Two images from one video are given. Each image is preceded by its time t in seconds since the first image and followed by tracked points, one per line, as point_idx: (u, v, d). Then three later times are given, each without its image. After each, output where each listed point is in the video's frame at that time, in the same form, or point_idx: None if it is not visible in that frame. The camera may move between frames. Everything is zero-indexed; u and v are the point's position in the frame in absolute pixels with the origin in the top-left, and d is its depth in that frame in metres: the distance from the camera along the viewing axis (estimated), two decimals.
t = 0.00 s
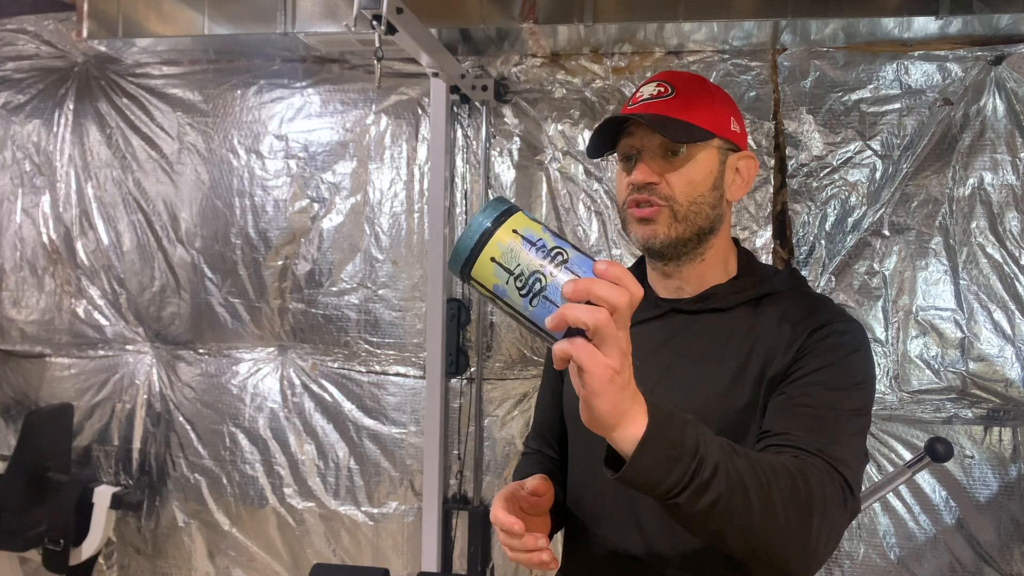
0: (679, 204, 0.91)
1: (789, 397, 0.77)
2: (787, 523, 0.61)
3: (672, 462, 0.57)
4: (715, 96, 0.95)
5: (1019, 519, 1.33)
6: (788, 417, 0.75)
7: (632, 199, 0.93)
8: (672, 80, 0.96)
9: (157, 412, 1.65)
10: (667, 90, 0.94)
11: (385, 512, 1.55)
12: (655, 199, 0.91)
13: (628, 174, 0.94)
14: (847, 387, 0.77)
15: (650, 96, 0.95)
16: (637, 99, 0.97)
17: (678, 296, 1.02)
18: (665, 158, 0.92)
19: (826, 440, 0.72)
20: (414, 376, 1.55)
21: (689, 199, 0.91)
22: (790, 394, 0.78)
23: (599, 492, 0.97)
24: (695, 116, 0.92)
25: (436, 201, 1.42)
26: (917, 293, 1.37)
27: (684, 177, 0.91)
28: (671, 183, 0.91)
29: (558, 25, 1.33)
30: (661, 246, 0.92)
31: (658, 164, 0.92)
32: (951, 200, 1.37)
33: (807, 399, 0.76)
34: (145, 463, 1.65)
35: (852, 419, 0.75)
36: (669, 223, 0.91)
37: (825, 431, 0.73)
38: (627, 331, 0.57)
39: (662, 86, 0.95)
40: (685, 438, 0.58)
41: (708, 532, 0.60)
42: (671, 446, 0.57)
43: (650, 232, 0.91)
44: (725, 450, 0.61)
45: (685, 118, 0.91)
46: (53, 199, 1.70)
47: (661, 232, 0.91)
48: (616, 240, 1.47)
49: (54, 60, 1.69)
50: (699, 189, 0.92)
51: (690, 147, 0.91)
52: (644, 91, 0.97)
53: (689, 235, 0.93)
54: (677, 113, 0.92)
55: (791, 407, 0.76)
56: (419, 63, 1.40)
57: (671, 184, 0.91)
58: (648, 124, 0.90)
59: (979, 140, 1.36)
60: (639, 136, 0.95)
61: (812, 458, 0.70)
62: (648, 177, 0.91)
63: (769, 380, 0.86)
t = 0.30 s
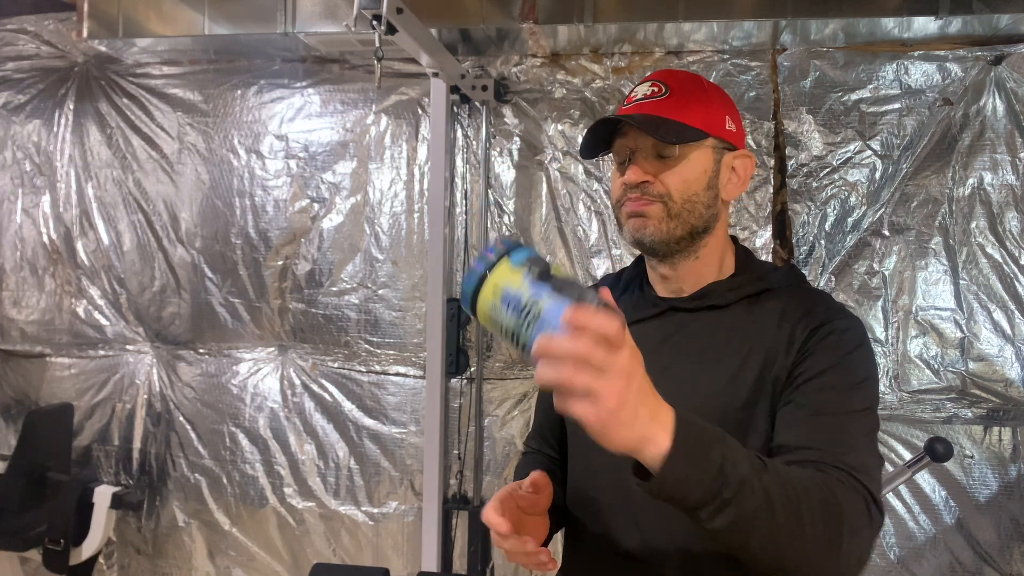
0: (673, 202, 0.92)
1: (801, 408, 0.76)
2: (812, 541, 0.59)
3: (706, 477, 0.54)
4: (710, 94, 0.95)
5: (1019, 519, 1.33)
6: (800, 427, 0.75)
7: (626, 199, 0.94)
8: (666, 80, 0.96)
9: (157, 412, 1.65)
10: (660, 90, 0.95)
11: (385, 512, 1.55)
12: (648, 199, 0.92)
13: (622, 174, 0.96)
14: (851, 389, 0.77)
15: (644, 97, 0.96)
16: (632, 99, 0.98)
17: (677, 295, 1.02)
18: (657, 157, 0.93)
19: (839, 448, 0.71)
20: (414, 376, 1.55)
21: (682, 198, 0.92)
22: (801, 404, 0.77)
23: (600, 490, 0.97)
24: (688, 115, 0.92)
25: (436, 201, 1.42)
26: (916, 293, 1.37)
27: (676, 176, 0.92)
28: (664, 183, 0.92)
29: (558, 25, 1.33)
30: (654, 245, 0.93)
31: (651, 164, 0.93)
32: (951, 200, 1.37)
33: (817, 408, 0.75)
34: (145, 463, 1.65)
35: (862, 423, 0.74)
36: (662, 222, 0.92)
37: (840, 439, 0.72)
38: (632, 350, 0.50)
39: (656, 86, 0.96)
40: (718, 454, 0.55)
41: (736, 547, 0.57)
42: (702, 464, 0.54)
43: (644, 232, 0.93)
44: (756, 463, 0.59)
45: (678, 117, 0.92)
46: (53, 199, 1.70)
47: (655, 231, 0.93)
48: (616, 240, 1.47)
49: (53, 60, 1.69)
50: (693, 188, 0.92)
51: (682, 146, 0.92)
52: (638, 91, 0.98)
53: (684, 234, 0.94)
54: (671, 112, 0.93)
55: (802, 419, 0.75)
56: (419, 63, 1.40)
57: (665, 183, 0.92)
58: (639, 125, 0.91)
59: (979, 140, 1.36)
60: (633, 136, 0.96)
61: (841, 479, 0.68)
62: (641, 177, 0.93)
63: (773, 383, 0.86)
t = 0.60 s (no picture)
0: (668, 205, 0.87)
1: (836, 444, 0.76)
2: None
3: None
4: (715, 93, 0.91)
5: (1019, 518, 1.33)
6: (841, 466, 0.76)
7: (621, 197, 0.89)
8: (672, 75, 0.93)
9: (157, 412, 1.65)
10: (665, 85, 0.91)
11: (385, 512, 1.55)
12: (644, 198, 0.87)
13: (619, 169, 0.91)
14: (874, 403, 0.75)
15: (648, 90, 0.92)
16: (636, 92, 0.94)
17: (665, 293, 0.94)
18: (657, 155, 0.88)
19: (887, 485, 0.74)
20: (414, 376, 1.55)
21: (680, 200, 0.87)
22: (832, 436, 0.76)
23: (595, 502, 0.91)
24: (690, 113, 0.88)
25: (436, 201, 1.42)
26: (916, 293, 1.37)
27: (675, 177, 0.87)
28: (661, 183, 0.87)
29: (558, 25, 1.33)
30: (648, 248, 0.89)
31: (650, 162, 0.88)
32: (951, 200, 1.37)
33: (851, 439, 0.75)
34: (145, 463, 1.65)
35: (903, 442, 0.74)
36: (658, 225, 0.88)
37: (889, 476, 0.74)
38: None
39: (661, 80, 0.92)
40: None
41: None
42: None
43: (637, 234, 0.88)
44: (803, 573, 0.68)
45: (679, 115, 0.88)
46: (53, 199, 1.70)
47: (648, 233, 0.88)
48: (616, 240, 1.47)
49: (54, 60, 1.69)
50: (691, 190, 0.87)
51: (684, 146, 0.87)
52: (643, 84, 0.94)
53: (680, 238, 0.89)
54: (672, 109, 0.89)
55: (840, 455, 0.76)
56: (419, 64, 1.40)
57: (661, 184, 0.87)
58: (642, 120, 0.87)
59: (979, 140, 1.36)
60: (634, 130, 0.92)
61: (899, 521, 0.73)
62: (639, 174, 0.88)
63: (780, 389, 0.81)
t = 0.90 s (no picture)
0: (705, 203, 0.87)
1: (857, 433, 0.77)
2: None
3: None
4: (758, 93, 0.91)
5: (1018, 518, 1.33)
6: (863, 454, 0.77)
7: (658, 187, 0.88)
8: (720, 65, 0.90)
9: (157, 412, 1.65)
10: (714, 75, 0.89)
11: (385, 512, 1.56)
12: (682, 192, 0.87)
13: (656, 158, 0.89)
14: (892, 388, 0.76)
15: (696, 78, 0.89)
16: (681, 77, 0.90)
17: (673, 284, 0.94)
18: (700, 148, 0.88)
19: (906, 471, 0.76)
20: (414, 375, 1.55)
21: (716, 199, 0.88)
22: (853, 426, 0.77)
23: (604, 498, 0.89)
24: (735, 112, 0.87)
25: (436, 201, 1.42)
26: (916, 293, 1.37)
27: (716, 175, 0.87)
28: (701, 179, 0.87)
29: (558, 25, 1.33)
30: (678, 244, 0.88)
31: (692, 155, 0.88)
32: (951, 200, 1.37)
33: (871, 428, 0.77)
34: (145, 463, 1.65)
35: (919, 425, 0.77)
36: (692, 222, 0.87)
37: (908, 462, 0.76)
38: None
39: (710, 70, 0.89)
40: None
41: None
42: None
43: (668, 227, 0.88)
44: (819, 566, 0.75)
45: (726, 111, 0.87)
46: (53, 199, 1.70)
47: (680, 229, 0.87)
48: (616, 240, 1.47)
49: (53, 60, 1.69)
50: (729, 190, 0.88)
51: (728, 143, 0.87)
52: (690, 69, 0.90)
53: (710, 237, 0.89)
54: (720, 103, 0.87)
55: (860, 444, 0.77)
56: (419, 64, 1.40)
57: (700, 181, 0.87)
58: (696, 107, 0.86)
59: (979, 140, 1.36)
60: (676, 118, 0.90)
61: (919, 505, 0.75)
62: (680, 166, 0.87)
63: (797, 379, 0.81)
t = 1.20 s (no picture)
0: (739, 187, 0.85)
1: (870, 457, 0.76)
2: None
3: None
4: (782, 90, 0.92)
5: (1018, 518, 1.33)
6: (884, 480, 0.75)
7: (687, 172, 0.87)
8: (746, 59, 0.92)
9: (157, 412, 1.65)
10: (743, 66, 0.90)
11: (385, 512, 1.56)
12: (713, 177, 0.86)
13: (685, 145, 0.88)
14: (912, 419, 0.75)
15: (727, 67, 0.90)
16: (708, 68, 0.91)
17: (696, 289, 0.92)
18: (734, 136, 0.87)
19: (921, 504, 0.74)
20: (414, 376, 1.55)
21: (748, 187, 0.86)
22: (868, 449, 0.76)
23: (611, 506, 0.87)
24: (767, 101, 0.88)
25: (436, 201, 1.42)
26: (916, 294, 1.37)
27: (750, 161, 0.86)
28: (732, 164, 0.86)
29: (558, 25, 1.33)
30: (709, 231, 0.86)
31: (724, 142, 0.87)
32: (951, 200, 1.37)
33: (888, 454, 0.75)
34: (145, 463, 1.65)
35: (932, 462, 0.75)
36: (723, 208, 0.85)
37: (918, 496, 0.74)
38: None
39: (739, 61, 0.90)
40: None
41: None
42: None
43: (700, 212, 0.86)
44: None
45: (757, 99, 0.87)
46: (53, 199, 1.70)
47: (713, 212, 0.85)
48: (616, 240, 1.47)
49: (53, 60, 1.69)
50: (760, 177, 0.87)
51: (760, 132, 0.87)
52: (716, 61, 0.91)
53: (739, 226, 0.87)
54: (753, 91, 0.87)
55: (873, 469, 0.76)
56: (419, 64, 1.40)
57: (735, 164, 0.85)
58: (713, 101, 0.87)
59: (979, 140, 1.36)
60: (705, 108, 0.90)
61: (921, 545, 0.74)
62: (712, 152, 0.86)
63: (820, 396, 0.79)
